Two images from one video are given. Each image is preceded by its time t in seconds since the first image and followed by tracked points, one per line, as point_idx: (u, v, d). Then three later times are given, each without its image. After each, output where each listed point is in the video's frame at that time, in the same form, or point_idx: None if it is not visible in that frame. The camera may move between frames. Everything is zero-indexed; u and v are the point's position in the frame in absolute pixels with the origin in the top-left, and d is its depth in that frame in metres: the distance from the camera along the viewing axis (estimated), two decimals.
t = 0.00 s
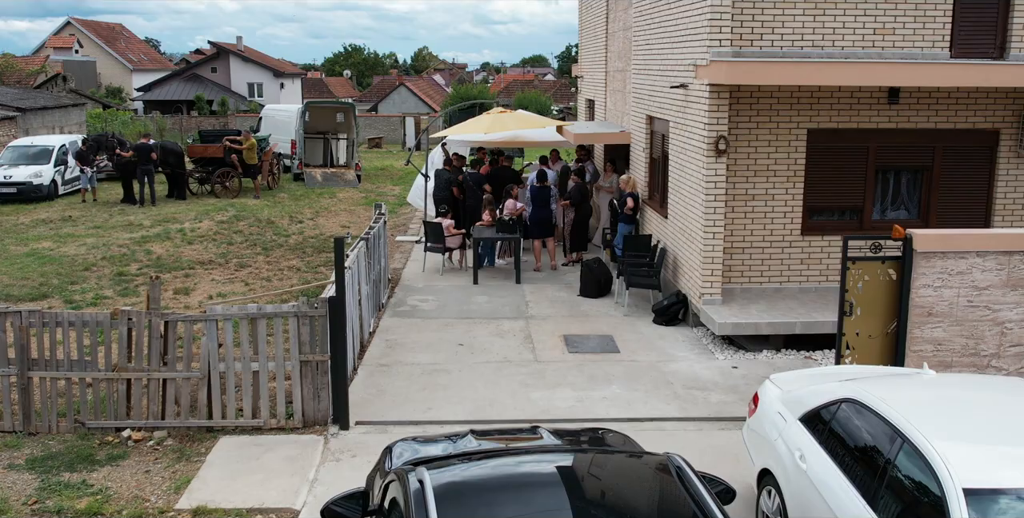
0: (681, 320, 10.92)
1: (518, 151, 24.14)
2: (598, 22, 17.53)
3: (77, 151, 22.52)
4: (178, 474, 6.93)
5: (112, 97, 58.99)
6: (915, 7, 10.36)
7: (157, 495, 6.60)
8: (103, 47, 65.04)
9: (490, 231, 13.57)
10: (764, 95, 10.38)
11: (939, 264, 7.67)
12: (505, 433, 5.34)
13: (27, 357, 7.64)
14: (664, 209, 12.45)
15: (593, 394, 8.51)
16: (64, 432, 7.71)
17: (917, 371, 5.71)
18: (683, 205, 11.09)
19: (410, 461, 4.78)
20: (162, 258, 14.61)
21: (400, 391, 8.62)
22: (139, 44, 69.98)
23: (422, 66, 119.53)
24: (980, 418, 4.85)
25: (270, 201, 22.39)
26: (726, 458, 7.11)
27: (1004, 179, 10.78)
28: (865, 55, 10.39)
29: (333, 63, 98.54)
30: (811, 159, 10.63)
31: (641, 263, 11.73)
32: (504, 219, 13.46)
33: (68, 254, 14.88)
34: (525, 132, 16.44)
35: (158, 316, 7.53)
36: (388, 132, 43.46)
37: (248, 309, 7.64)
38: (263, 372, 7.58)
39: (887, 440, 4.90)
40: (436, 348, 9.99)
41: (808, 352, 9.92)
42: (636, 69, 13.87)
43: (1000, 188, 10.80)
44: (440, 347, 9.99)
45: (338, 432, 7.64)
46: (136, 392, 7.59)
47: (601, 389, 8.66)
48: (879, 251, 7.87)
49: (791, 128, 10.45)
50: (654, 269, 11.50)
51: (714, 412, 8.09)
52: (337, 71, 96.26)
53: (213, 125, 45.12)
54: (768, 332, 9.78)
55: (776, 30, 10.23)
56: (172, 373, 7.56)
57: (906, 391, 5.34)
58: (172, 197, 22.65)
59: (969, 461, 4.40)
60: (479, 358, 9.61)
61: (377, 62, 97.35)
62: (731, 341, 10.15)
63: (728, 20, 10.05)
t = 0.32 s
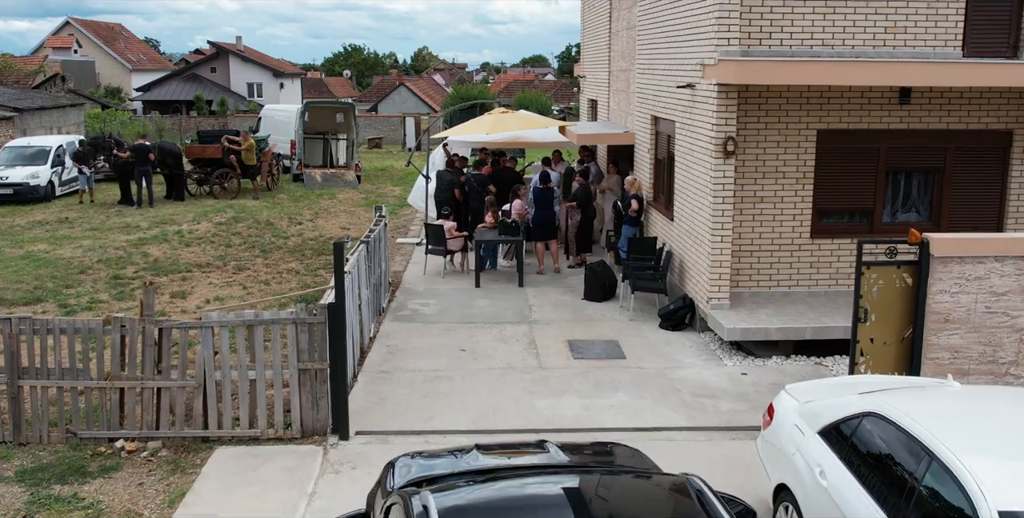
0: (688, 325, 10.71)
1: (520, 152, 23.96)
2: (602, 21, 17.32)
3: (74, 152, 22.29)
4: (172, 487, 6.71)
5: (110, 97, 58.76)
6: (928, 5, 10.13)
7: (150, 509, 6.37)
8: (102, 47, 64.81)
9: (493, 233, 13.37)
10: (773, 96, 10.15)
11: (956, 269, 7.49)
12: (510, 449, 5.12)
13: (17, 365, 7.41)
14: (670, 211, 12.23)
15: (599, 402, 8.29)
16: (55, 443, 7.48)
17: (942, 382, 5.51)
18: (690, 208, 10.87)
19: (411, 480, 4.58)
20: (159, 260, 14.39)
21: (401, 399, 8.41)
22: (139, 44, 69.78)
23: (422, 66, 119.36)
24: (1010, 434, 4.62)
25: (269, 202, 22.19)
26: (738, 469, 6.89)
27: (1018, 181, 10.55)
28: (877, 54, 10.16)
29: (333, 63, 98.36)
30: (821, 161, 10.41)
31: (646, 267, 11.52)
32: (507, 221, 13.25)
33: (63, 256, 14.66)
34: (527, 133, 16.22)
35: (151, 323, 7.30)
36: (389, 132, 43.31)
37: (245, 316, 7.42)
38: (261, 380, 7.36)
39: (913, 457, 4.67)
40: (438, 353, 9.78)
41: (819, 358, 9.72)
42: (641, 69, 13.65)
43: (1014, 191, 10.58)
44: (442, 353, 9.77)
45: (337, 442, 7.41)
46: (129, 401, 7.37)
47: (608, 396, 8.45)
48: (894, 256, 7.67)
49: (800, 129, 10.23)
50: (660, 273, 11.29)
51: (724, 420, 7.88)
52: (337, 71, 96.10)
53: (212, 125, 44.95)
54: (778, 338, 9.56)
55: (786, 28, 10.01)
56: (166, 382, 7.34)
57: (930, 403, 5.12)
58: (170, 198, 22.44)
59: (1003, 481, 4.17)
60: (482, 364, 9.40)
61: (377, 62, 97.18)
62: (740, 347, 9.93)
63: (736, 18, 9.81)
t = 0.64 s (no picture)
0: (696, 330, 10.46)
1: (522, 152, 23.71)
2: (605, 20, 17.08)
3: (71, 153, 22.05)
4: (166, 503, 6.46)
5: (108, 97, 58.55)
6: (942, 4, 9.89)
7: None
8: (101, 47, 64.58)
9: (496, 236, 13.11)
10: (785, 96, 9.91)
11: (977, 275, 7.25)
12: (519, 468, 4.88)
13: (8, 375, 7.17)
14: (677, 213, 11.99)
15: (608, 412, 8.04)
16: (46, 455, 7.23)
17: (971, 396, 5.28)
18: (698, 210, 10.63)
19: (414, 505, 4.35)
20: (156, 264, 14.15)
21: (403, 408, 8.17)
22: (139, 44, 69.55)
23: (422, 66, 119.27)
24: None
25: (268, 203, 21.96)
26: (753, 484, 6.65)
27: None
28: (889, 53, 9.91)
29: (333, 62, 98.12)
30: (833, 163, 10.17)
31: (653, 271, 11.28)
32: (510, 224, 13.01)
33: (59, 259, 14.42)
34: (530, 134, 15.97)
35: (145, 332, 7.06)
36: (389, 132, 43.13)
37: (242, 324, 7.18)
38: (258, 390, 7.12)
39: (945, 477, 4.44)
40: (441, 360, 9.53)
41: (831, 365, 9.47)
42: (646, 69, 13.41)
43: None
44: (445, 360, 9.53)
45: (338, 455, 7.17)
46: (122, 412, 7.12)
47: (616, 406, 8.20)
48: (912, 261, 7.45)
49: (811, 130, 9.99)
50: (667, 277, 11.05)
51: (737, 431, 7.63)
52: (337, 71, 95.94)
53: (211, 125, 44.72)
54: (789, 345, 9.32)
55: (798, 26, 9.75)
56: (160, 392, 7.09)
57: (960, 419, 4.88)
58: (169, 199, 22.18)
59: None
60: (485, 372, 9.15)
61: (377, 62, 97.00)
62: (750, 354, 9.68)
63: (747, 16, 9.56)
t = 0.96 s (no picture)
0: (704, 337, 10.20)
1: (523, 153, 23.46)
2: (609, 20, 16.82)
3: (68, 154, 21.79)
4: None
5: (107, 97, 58.31)
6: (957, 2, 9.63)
7: None
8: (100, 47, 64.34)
9: (498, 239, 12.87)
10: (795, 97, 9.65)
11: (999, 284, 7.00)
12: (527, 490, 4.61)
13: None
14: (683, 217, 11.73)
15: (616, 424, 7.79)
16: (34, 470, 6.97)
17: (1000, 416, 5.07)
18: (706, 215, 10.38)
19: None
20: (152, 268, 13.89)
21: (405, 420, 7.91)
22: (138, 44, 69.33)
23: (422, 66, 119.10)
24: None
25: (267, 205, 21.72)
26: (768, 501, 6.39)
27: None
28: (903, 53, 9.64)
29: (332, 62, 97.90)
30: (844, 166, 9.91)
31: (658, 276, 11.04)
32: (513, 228, 12.77)
33: (53, 263, 14.16)
34: (533, 136, 15.71)
35: (137, 343, 6.81)
36: (388, 133, 42.93)
37: (238, 334, 6.93)
38: (254, 403, 6.87)
39: (981, 503, 4.20)
40: (443, 369, 9.28)
41: (843, 373, 9.22)
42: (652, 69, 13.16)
43: None
44: (447, 368, 9.27)
45: (336, 470, 6.92)
46: (113, 425, 6.87)
47: (624, 417, 7.95)
48: (931, 269, 7.19)
49: (823, 132, 9.74)
50: (675, 282, 10.79)
51: (750, 445, 7.38)
52: (337, 71, 95.70)
53: (211, 126, 44.47)
54: (801, 354, 9.07)
55: (809, 26, 9.50)
56: (153, 405, 6.84)
57: (993, 440, 4.65)
58: (166, 201, 21.92)
59: None
60: (488, 381, 8.89)
61: (377, 62, 96.79)
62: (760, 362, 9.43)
63: (757, 16, 9.30)
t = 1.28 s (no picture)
0: (711, 344, 9.94)
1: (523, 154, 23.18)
2: (612, 19, 16.55)
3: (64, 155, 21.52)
4: None
5: (106, 97, 58.07)
6: None
7: None
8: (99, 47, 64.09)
9: (500, 243, 12.61)
10: (805, 98, 9.39)
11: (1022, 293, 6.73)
12: (529, 515, 4.36)
13: None
14: (688, 220, 11.47)
15: (622, 436, 7.52)
16: (18, 487, 6.70)
17: None
18: (713, 219, 10.12)
19: None
20: (147, 272, 13.63)
21: (403, 433, 7.65)
22: (138, 44, 69.08)
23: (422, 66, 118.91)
24: None
25: (265, 207, 21.46)
26: None
27: None
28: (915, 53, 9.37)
29: (332, 62, 97.63)
30: (855, 168, 9.64)
31: (664, 281, 10.78)
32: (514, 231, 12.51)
33: (45, 267, 13.90)
34: (535, 137, 15.43)
35: (124, 355, 6.54)
36: (388, 134, 42.72)
37: (229, 346, 6.67)
38: (247, 417, 6.60)
39: None
40: (443, 378, 9.01)
41: (854, 382, 8.96)
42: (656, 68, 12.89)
43: None
44: (447, 377, 9.01)
45: (332, 486, 6.65)
46: (99, 440, 6.60)
47: (630, 429, 7.68)
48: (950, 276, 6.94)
49: (833, 134, 9.47)
50: (680, 288, 10.53)
51: (761, 458, 7.11)
52: (337, 71, 95.44)
53: (210, 127, 44.23)
54: (811, 362, 8.80)
55: (820, 24, 9.23)
56: (141, 419, 6.57)
57: None
58: (163, 203, 21.55)
59: None
60: (489, 391, 8.62)
61: (377, 62, 96.57)
62: (769, 370, 9.17)
63: (767, 14, 9.03)
